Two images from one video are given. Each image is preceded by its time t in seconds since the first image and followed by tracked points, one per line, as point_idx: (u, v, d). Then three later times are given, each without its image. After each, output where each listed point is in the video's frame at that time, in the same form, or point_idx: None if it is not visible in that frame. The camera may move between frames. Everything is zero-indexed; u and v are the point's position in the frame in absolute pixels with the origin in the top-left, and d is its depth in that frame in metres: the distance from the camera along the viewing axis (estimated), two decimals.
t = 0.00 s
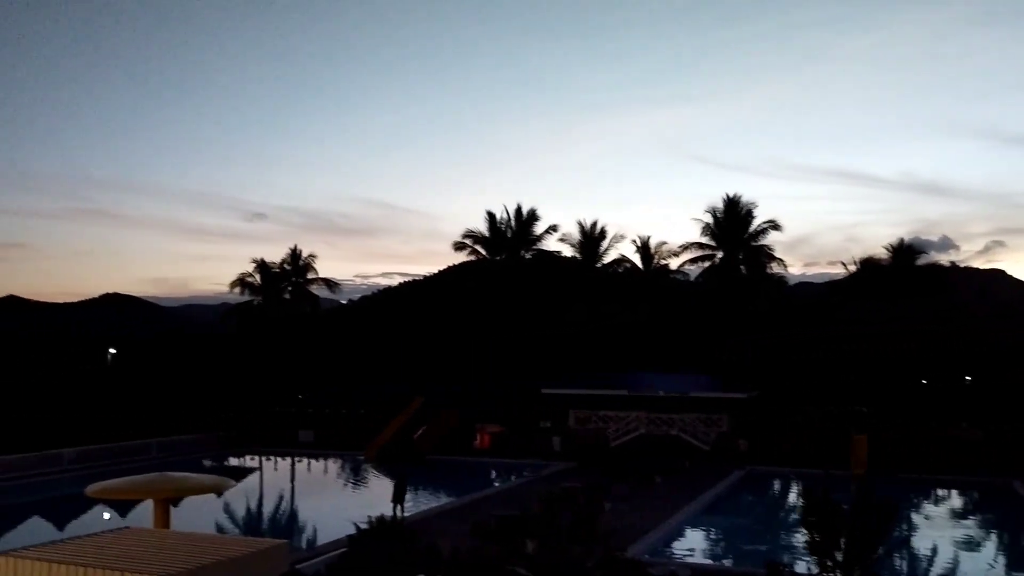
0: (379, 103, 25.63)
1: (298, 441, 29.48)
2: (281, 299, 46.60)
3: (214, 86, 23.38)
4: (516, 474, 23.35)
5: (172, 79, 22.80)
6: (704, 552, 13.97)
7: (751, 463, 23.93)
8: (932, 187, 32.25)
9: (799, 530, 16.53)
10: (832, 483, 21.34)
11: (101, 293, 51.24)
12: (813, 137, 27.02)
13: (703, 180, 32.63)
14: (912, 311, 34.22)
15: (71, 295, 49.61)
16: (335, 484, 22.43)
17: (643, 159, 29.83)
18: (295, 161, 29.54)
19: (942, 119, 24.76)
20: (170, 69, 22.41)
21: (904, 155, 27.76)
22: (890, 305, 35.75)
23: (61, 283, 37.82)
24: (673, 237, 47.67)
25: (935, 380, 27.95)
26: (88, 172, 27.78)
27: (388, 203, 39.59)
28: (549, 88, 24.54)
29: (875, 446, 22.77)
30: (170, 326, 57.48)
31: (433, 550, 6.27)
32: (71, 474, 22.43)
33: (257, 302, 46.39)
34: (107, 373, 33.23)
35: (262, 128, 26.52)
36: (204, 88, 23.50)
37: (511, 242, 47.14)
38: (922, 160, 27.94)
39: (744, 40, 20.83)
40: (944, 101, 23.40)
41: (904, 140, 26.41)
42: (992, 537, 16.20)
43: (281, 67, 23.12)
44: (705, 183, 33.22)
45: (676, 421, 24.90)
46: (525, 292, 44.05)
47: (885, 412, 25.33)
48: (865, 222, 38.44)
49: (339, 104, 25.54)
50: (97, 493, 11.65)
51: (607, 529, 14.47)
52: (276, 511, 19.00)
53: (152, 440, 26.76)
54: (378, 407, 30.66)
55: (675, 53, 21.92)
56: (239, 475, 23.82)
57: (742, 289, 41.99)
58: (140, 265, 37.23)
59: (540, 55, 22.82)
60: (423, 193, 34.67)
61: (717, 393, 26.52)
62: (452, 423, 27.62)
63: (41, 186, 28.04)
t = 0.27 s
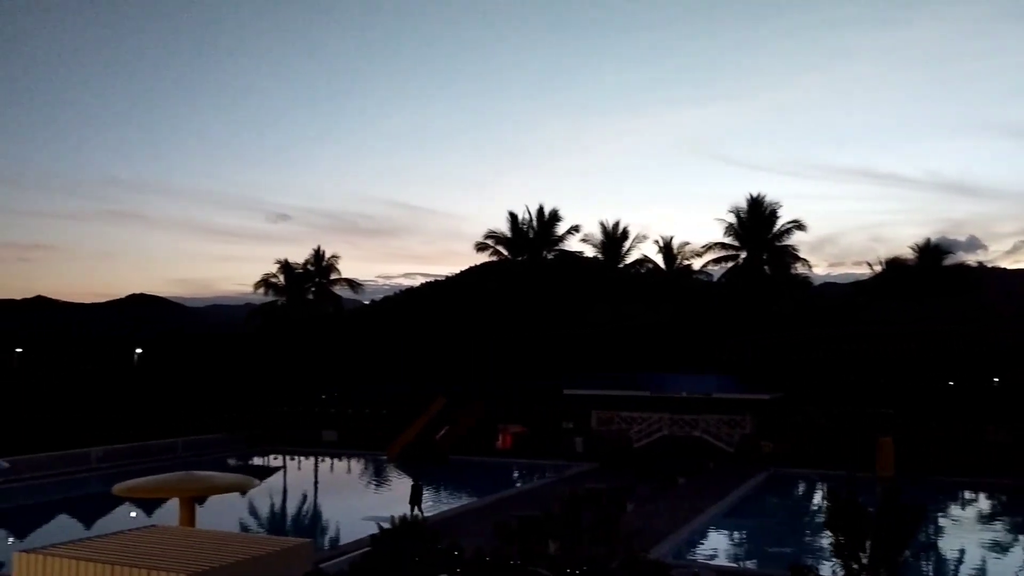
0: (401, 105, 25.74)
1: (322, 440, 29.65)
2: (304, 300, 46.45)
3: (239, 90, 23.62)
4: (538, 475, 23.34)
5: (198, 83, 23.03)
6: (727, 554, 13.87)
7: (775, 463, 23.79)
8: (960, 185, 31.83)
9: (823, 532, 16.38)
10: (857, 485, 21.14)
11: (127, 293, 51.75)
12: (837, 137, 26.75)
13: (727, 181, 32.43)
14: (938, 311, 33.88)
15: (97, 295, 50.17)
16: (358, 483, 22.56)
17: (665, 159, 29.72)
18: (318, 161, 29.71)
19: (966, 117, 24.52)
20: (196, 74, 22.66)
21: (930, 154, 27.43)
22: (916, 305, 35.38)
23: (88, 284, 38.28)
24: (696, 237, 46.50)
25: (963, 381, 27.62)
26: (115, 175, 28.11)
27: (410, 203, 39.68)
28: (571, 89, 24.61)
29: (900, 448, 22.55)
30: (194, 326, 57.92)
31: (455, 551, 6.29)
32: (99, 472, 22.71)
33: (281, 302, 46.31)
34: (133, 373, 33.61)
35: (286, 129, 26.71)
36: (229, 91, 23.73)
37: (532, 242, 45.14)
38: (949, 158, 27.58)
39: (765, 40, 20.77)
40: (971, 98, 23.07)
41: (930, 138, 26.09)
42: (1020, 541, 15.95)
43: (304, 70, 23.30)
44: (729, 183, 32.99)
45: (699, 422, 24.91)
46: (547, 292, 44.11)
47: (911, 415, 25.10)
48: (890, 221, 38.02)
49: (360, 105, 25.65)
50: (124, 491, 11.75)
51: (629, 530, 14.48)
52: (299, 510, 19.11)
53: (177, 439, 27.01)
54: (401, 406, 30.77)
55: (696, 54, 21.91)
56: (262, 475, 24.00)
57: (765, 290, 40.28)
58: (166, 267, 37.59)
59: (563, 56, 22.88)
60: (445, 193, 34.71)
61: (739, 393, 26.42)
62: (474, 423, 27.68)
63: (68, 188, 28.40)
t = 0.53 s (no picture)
0: (421, 106, 25.82)
1: (343, 440, 29.76)
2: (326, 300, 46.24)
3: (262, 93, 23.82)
4: (559, 475, 23.31)
5: (222, 87, 23.25)
6: (749, 555, 13.78)
7: (798, 465, 23.60)
8: (986, 183, 31.47)
9: (847, 535, 16.22)
10: (882, 487, 20.94)
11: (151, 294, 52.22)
12: (861, 137, 26.50)
13: (748, 181, 32.27)
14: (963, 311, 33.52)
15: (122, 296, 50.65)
16: (379, 483, 22.70)
17: (686, 158, 29.59)
18: (339, 161, 29.87)
19: (993, 116, 24.19)
20: (219, 77, 22.85)
21: (956, 153, 27.11)
22: (941, 305, 35.02)
23: (113, 284, 38.70)
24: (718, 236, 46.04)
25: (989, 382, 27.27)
26: (140, 177, 28.40)
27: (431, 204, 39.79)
28: (591, 90, 24.61)
29: (925, 449, 22.34)
30: (216, 326, 58.33)
31: (476, 551, 6.34)
32: (125, 470, 22.97)
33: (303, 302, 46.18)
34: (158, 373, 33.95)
35: (308, 130, 26.87)
36: (251, 94, 23.93)
37: (553, 242, 46.04)
38: (975, 157, 27.27)
39: (786, 39, 20.61)
40: (997, 96, 22.77)
41: (956, 136, 25.78)
42: None
43: (325, 73, 23.47)
44: (751, 183, 32.79)
45: (722, 422, 24.59)
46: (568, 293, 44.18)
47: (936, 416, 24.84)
48: (915, 221, 37.66)
49: (381, 105, 25.75)
50: (149, 489, 11.87)
51: (651, 531, 14.48)
52: (321, 509, 19.23)
53: (201, 438, 27.23)
54: (422, 406, 30.89)
55: (716, 53, 21.84)
56: (285, 474, 24.17)
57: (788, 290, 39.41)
58: (190, 267, 37.94)
59: (583, 57, 22.88)
60: (465, 193, 34.77)
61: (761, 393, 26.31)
62: (495, 424, 27.73)
63: (93, 190, 28.72)
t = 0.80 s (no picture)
0: (439, 105, 25.83)
1: (363, 439, 29.77)
2: (345, 300, 45.83)
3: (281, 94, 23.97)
4: (578, 475, 23.29)
5: (241, 88, 23.40)
6: (770, 556, 13.70)
7: (819, 466, 23.42)
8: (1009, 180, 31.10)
9: (869, 535, 16.09)
10: (903, 487, 20.77)
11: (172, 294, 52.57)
12: (881, 135, 26.28)
13: (767, 180, 32.08)
14: (986, 309, 33.22)
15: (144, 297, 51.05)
16: (398, 482, 22.80)
17: (704, 157, 29.48)
18: (357, 161, 30.00)
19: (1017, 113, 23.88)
20: (237, 78, 22.99)
21: (978, 151, 26.80)
22: (963, 304, 34.71)
23: (135, 285, 39.02)
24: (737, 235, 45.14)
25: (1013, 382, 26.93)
26: (159, 178, 28.64)
27: (448, 203, 39.82)
28: (608, 91, 24.60)
29: (948, 450, 22.17)
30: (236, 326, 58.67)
31: (492, 551, 6.31)
32: (146, 469, 23.19)
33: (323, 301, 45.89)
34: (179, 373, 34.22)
35: (327, 129, 27.02)
36: (271, 95, 24.09)
37: (570, 242, 44.41)
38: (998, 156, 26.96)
39: (804, 35, 20.43)
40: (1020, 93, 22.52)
41: (978, 134, 25.50)
42: None
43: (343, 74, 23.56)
44: (771, 181, 32.59)
45: (741, 422, 24.87)
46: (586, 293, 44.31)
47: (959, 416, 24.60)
48: (937, 219, 37.24)
49: (399, 106, 25.82)
50: (170, 488, 11.98)
51: (669, 531, 14.44)
52: (340, 508, 19.27)
53: (221, 437, 27.41)
54: (441, 405, 30.98)
55: (733, 52, 21.79)
56: (305, 473, 24.27)
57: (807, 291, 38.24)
58: (210, 268, 38.18)
59: (599, 56, 22.90)
60: (483, 192, 34.78)
61: (779, 392, 26.18)
62: (513, 424, 27.76)
63: (116, 192, 29.01)
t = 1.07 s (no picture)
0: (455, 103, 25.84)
1: (381, 437, 29.99)
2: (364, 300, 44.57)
3: (299, 96, 24.12)
4: (595, 473, 23.31)
5: (258, 88, 23.54)
6: (788, 554, 13.68)
7: (839, 464, 23.34)
8: None
9: (889, 534, 15.99)
10: (923, 486, 20.66)
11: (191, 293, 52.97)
12: (900, 134, 26.06)
13: (785, 178, 31.93)
14: (1006, 306, 32.98)
15: (163, 296, 51.44)
16: (416, 479, 22.92)
17: (721, 155, 29.37)
18: (374, 160, 30.13)
19: None
20: (255, 79, 23.14)
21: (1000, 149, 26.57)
22: (984, 301, 34.45)
23: (154, 284, 39.34)
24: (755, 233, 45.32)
25: None
26: (178, 177, 28.85)
27: (464, 201, 39.96)
28: (625, 90, 24.58)
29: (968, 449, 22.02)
30: (253, 324, 58.96)
31: (508, 548, 6.44)
32: (166, 466, 23.38)
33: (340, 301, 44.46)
34: (198, 371, 34.48)
35: (345, 128, 27.09)
36: (290, 96, 24.24)
37: (588, 240, 44.33)
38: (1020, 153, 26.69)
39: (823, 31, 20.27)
40: None
41: (1001, 131, 25.23)
42: None
43: (360, 73, 23.65)
44: (789, 179, 32.43)
45: (760, 421, 24.74)
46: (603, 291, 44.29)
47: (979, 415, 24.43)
48: (957, 216, 36.99)
49: (416, 106, 25.88)
50: (191, 485, 12.08)
51: (688, 529, 14.43)
52: (358, 505, 19.40)
53: (240, 434, 27.60)
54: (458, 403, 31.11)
55: (750, 49, 21.73)
56: (323, 470, 24.42)
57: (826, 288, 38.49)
58: (228, 266, 38.45)
59: (615, 54, 22.90)
60: (500, 191, 34.80)
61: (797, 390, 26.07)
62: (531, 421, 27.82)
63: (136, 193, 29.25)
